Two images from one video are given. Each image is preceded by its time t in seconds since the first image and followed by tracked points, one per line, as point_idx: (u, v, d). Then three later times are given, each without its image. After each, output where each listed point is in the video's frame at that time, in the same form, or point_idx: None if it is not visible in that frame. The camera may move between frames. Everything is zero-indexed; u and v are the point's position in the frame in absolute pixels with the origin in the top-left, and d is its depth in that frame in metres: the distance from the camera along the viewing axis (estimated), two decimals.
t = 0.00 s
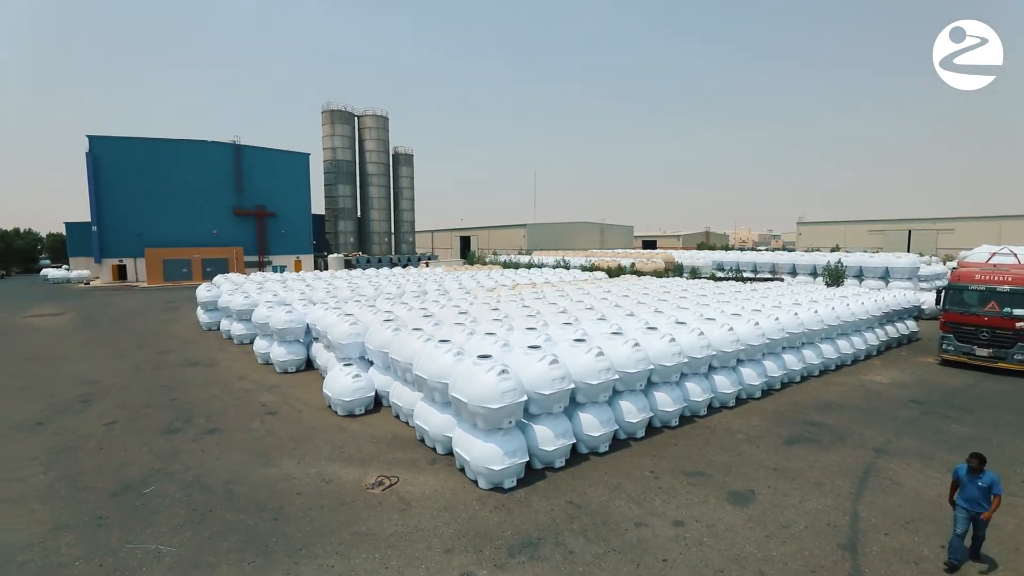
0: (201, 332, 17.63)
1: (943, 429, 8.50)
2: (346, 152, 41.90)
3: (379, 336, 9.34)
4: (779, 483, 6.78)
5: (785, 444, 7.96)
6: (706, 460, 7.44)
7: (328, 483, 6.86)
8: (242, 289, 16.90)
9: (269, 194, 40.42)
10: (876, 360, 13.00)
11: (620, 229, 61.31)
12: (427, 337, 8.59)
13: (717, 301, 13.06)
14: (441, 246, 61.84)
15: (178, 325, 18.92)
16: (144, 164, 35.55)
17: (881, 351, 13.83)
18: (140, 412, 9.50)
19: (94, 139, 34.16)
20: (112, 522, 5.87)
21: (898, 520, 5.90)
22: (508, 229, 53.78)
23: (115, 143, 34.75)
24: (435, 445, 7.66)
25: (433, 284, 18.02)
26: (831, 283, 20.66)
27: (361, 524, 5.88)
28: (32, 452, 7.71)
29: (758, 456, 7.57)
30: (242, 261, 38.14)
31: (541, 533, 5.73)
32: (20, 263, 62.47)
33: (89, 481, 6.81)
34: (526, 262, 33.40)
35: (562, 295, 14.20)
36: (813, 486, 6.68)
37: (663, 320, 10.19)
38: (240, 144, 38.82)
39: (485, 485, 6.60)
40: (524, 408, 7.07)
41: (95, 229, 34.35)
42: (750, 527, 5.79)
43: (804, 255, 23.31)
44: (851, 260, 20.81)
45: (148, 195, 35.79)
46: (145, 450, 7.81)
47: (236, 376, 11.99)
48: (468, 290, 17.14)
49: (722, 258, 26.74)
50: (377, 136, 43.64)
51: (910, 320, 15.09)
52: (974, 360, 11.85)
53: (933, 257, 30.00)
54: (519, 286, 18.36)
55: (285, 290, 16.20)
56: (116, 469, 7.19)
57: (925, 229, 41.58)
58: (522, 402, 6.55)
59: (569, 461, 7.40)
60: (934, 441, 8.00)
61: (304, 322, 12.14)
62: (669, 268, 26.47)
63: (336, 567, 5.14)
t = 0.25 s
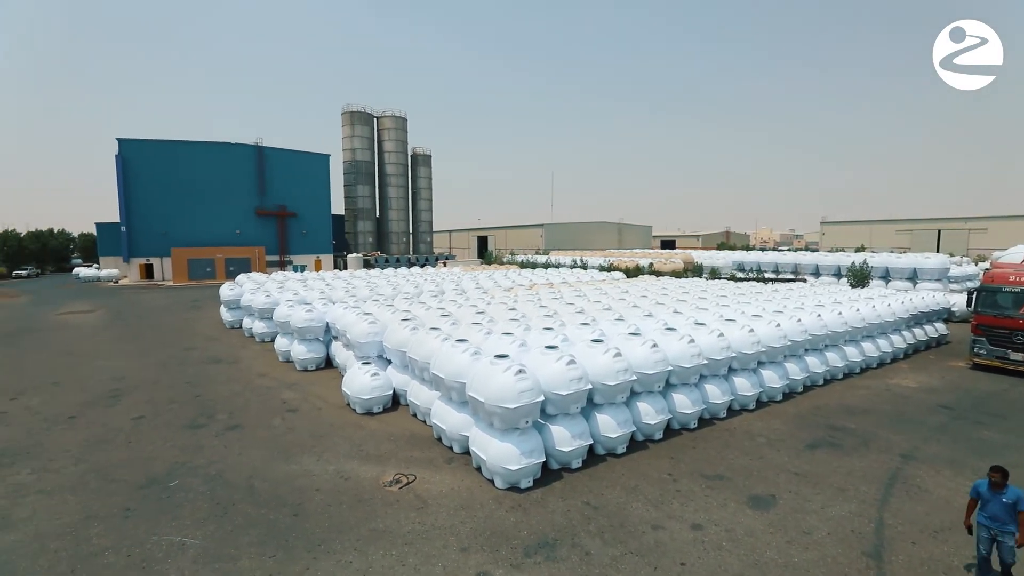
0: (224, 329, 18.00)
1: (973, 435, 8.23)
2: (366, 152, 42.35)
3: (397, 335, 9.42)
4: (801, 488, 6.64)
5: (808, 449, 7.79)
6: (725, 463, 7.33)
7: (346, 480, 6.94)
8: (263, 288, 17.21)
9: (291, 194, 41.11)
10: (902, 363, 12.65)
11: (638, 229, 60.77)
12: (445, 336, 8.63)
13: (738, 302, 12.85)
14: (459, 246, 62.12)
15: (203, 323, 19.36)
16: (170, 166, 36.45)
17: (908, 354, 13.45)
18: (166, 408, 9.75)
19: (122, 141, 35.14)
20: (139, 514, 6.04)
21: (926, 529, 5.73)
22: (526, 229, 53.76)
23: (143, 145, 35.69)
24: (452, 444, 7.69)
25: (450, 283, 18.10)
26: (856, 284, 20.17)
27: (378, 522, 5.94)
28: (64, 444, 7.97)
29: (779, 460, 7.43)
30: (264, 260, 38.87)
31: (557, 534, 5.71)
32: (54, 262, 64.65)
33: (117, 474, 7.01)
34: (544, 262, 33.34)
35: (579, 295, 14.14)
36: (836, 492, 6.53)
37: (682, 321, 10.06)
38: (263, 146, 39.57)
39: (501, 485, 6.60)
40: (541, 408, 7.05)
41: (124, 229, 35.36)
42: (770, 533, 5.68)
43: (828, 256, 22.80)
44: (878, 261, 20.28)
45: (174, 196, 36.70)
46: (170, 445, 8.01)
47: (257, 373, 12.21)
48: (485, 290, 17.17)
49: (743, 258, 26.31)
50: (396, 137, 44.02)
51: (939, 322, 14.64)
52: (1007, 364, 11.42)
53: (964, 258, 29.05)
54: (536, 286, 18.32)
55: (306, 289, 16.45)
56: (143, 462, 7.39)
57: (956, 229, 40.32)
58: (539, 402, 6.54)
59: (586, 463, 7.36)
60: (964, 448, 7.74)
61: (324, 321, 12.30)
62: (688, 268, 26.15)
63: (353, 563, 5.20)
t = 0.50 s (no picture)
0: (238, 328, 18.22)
1: (992, 439, 8.06)
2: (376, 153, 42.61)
3: (407, 334, 9.46)
4: (814, 491, 6.56)
5: (821, 451, 7.69)
6: (737, 465, 7.26)
7: (357, 478, 6.99)
8: (276, 287, 17.38)
9: (303, 194, 41.54)
10: (919, 366, 12.43)
11: (649, 229, 60.47)
12: (455, 336, 8.65)
13: (750, 303, 12.73)
14: (469, 245, 62.26)
15: (217, 322, 19.62)
16: (185, 166, 36.98)
17: (924, 357, 13.23)
18: (180, 405, 9.89)
19: (139, 143, 35.76)
20: (154, 509, 6.13)
21: (942, 534, 5.63)
22: (536, 229, 53.74)
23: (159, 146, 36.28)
24: (461, 444, 7.71)
25: (460, 283, 18.14)
26: (871, 285, 19.88)
27: (389, 520, 5.97)
28: (82, 440, 8.12)
29: (792, 462, 7.34)
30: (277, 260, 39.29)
31: (567, 534, 5.70)
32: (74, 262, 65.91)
33: (133, 470, 7.13)
34: (554, 262, 33.29)
35: (589, 296, 14.10)
36: (850, 496, 6.44)
37: (694, 321, 9.99)
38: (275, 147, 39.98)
39: (511, 484, 6.61)
40: (551, 408, 7.04)
41: (140, 228, 35.92)
42: (783, 536, 5.62)
43: (842, 256, 22.50)
44: (893, 261, 19.97)
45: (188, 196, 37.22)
46: (185, 442, 8.13)
47: (269, 372, 12.34)
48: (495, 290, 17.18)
49: (755, 258, 26.08)
50: (406, 137, 44.23)
51: (957, 324, 14.38)
52: None
53: (983, 258, 28.49)
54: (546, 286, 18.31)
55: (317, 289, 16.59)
56: (158, 458, 7.51)
57: (974, 229, 39.59)
58: (549, 403, 6.53)
59: (596, 463, 7.34)
60: (982, 452, 7.59)
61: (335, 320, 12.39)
62: (699, 268, 25.96)
63: (364, 560, 5.24)
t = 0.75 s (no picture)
0: (249, 327, 18.39)
1: (1009, 443, 7.92)
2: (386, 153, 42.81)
3: (417, 334, 9.50)
4: (826, 494, 6.48)
5: (834, 454, 7.60)
6: (747, 467, 7.20)
7: (366, 477, 7.02)
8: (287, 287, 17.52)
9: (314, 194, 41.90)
10: (934, 368, 12.24)
11: (658, 229, 60.15)
12: (464, 335, 8.66)
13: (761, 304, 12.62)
14: (478, 245, 62.35)
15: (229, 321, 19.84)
16: (198, 167, 37.42)
17: (939, 358, 13.02)
18: (193, 403, 10.00)
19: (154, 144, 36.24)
20: (167, 505, 6.21)
21: (957, 539, 5.54)
22: (545, 229, 53.70)
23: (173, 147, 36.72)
24: (470, 444, 7.72)
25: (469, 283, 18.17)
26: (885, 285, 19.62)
27: (398, 519, 6.00)
28: (97, 437, 8.24)
29: (803, 465, 7.26)
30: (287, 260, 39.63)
31: (576, 535, 5.68)
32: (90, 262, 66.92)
33: (147, 466, 7.22)
34: (563, 262, 33.23)
35: (598, 296, 14.05)
36: (863, 499, 6.36)
37: (704, 322, 9.92)
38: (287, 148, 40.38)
39: (519, 484, 6.60)
40: (559, 409, 7.03)
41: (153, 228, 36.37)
42: (794, 539, 5.56)
43: (855, 256, 22.23)
44: (908, 261, 19.69)
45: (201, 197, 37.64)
46: (197, 439, 8.22)
47: (280, 371, 12.45)
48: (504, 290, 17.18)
49: (767, 259, 25.85)
50: (416, 138, 44.41)
51: (973, 325, 14.15)
52: None
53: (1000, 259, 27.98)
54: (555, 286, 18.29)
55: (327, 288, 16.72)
56: (171, 455, 7.60)
57: (991, 229, 38.89)
58: (557, 403, 6.52)
59: (605, 464, 7.31)
60: (999, 456, 7.46)
61: (345, 319, 12.47)
62: (710, 269, 25.79)
63: (373, 559, 5.26)
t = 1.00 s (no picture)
0: (259, 327, 18.55)
1: None
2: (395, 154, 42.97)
3: (425, 334, 9.52)
4: (836, 496, 6.42)
5: (845, 456, 7.52)
6: (757, 469, 7.14)
7: (374, 476, 7.05)
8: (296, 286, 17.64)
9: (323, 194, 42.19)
10: (948, 370, 12.07)
11: (667, 229, 59.84)
12: (471, 335, 8.67)
13: (771, 304, 12.51)
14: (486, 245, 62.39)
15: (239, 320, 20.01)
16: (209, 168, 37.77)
17: (953, 360, 12.83)
18: (203, 402, 10.10)
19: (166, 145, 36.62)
20: (178, 502, 6.28)
21: (970, 543, 5.46)
22: (552, 229, 53.61)
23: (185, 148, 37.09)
24: (477, 443, 7.73)
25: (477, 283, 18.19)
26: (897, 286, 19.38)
27: (406, 517, 6.02)
28: (110, 434, 8.36)
29: (814, 467, 7.19)
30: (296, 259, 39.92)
31: (583, 535, 5.67)
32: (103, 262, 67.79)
33: (159, 464, 7.30)
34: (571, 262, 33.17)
35: (606, 296, 14.01)
36: (874, 502, 6.28)
37: (713, 322, 9.86)
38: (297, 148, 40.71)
39: (527, 484, 6.60)
40: (567, 409, 7.02)
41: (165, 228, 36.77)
42: (804, 542, 5.51)
43: (867, 256, 21.98)
44: (921, 262, 19.43)
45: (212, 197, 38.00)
46: (207, 437, 8.30)
47: (289, 370, 12.53)
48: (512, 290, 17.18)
49: (777, 259, 25.64)
50: (424, 138, 44.52)
51: (987, 327, 13.94)
52: None
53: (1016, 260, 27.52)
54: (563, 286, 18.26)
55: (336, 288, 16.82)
56: (182, 453, 7.68)
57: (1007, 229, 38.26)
58: (565, 403, 6.51)
59: (613, 465, 7.28)
60: (1015, 460, 7.33)
61: (353, 319, 12.54)
62: (719, 269, 25.62)
63: (381, 557, 5.29)
